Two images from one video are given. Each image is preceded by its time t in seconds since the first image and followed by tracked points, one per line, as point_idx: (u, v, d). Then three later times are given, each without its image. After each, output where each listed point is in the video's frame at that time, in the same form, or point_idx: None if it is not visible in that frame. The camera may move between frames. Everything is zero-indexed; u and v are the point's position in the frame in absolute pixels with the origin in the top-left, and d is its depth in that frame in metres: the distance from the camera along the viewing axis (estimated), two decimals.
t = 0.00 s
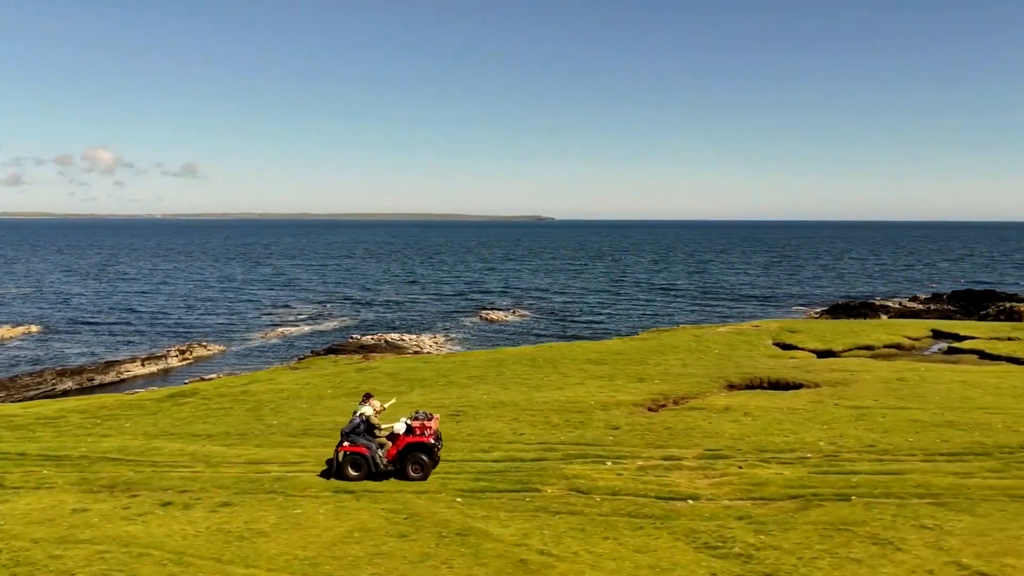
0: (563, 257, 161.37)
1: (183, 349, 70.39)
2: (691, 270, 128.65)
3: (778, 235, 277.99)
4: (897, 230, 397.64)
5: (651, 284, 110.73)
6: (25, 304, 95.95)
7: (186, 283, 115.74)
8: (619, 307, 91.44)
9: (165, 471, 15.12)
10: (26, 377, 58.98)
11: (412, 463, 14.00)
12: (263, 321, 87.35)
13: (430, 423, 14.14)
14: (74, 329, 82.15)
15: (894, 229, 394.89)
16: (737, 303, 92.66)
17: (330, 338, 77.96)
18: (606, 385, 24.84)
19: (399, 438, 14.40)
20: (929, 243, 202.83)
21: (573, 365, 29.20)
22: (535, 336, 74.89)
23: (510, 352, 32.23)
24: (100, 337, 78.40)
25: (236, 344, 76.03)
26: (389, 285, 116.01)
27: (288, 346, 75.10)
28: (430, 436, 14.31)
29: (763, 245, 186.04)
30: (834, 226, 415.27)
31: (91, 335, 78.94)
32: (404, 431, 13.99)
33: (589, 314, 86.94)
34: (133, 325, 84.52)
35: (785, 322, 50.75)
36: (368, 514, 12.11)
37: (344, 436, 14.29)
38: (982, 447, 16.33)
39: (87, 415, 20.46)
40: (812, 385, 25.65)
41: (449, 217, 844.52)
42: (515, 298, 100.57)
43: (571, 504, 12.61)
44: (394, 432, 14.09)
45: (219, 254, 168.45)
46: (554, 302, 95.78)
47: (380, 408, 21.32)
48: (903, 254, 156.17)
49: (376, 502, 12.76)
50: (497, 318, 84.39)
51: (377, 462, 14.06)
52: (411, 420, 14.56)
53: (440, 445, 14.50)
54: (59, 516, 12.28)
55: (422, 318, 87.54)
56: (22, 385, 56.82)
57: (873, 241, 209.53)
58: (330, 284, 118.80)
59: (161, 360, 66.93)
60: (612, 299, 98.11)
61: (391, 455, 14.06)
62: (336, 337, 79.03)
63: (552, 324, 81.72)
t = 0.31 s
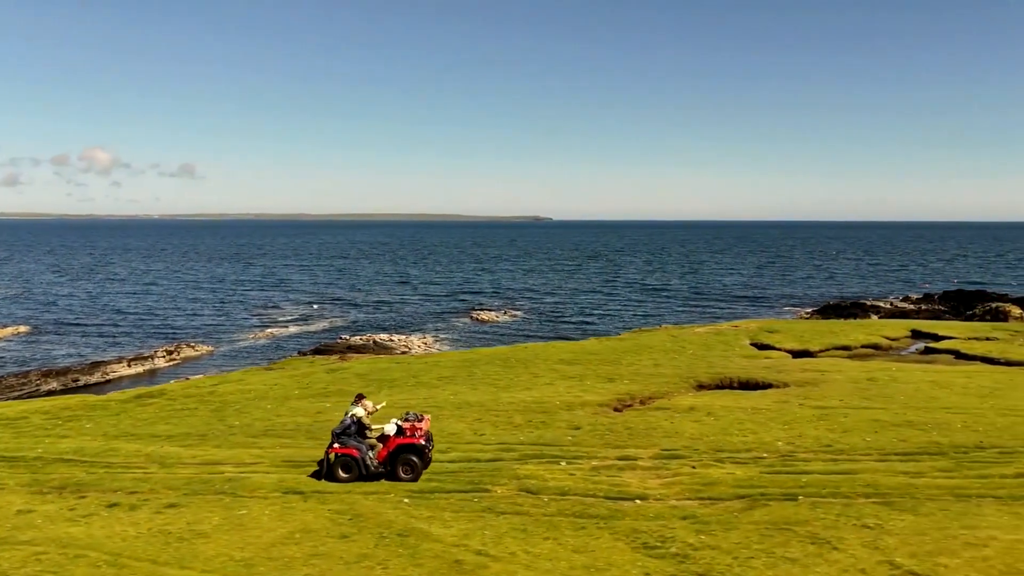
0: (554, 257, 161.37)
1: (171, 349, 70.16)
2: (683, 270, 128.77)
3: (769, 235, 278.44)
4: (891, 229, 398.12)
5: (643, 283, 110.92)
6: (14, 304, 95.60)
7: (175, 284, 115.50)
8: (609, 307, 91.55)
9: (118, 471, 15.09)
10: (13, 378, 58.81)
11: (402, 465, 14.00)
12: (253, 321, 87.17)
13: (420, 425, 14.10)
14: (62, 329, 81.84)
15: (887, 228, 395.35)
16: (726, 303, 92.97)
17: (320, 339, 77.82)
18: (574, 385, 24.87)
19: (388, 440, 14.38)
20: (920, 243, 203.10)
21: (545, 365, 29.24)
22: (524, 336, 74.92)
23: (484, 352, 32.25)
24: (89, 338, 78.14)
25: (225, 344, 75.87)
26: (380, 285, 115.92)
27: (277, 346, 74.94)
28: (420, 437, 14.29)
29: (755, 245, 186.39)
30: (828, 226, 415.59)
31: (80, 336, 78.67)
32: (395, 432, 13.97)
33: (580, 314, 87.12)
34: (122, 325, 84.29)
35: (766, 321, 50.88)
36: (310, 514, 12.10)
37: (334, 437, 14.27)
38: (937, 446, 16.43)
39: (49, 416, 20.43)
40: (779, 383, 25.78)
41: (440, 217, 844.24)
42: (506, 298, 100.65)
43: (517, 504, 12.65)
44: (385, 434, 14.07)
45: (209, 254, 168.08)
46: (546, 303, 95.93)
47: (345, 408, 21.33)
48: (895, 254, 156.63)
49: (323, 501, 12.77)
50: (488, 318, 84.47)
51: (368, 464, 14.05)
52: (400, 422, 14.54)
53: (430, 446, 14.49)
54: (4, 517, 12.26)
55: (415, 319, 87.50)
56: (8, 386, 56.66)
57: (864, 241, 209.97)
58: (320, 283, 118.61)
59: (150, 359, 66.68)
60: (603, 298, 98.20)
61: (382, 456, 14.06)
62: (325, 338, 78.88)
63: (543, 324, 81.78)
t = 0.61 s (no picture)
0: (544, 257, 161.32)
1: (159, 350, 69.87)
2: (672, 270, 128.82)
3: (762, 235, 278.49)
4: (885, 229, 398.51)
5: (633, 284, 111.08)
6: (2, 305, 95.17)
7: (164, 284, 115.12)
8: (599, 307, 91.64)
9: (76, 472, 15.05)
10: None
11: (393, 465, 13.95)
12: (243, 321, 86.94)
13: (411, 423, 14.02)
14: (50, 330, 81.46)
15: (882, 228, 395.68)
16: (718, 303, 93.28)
17: (309, 339, 77.64)
18: (546, 385, 24.88)
19: (379, 440, 14.36)
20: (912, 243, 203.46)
21: (520, 365, 29.26)
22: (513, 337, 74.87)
23: (461, 352, 32.23)
24: (77, 338, 77.84)
25: (214, 345, 75.63)
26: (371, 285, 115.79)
27: (266, 347, 74.70)
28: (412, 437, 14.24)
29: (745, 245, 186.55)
30: (823, 226, 415.83)
31: (67, 337, 78.35)
32: (386, 432, 13.93)
33: (571, 315, 87.21)
34: (111, 326, 84.00)
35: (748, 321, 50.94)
36: (262, 514, 12.09)
37: (324, 437, 14.24)
38: (897, 446, 16.48)
39: (15, 416, 20.38)
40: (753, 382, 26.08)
41: (433, 217, 843.39)
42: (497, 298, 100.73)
43: (470, 503, 12.64)
44: (376, 433, 14.02)
45: (198, 254, 167.59)
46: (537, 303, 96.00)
47: (314, 407, 21.32)
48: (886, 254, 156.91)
49: (276, 502, 12.76)
50: (479, 318, 84.42)
51: (358, 464, 14.01)
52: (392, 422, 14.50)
53: (421, 446, 14.43)
54: None
55: (405, 319, 87.44)
56: None
57: (857, 241, 210.17)
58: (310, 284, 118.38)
59: (138, 360, 66.41)
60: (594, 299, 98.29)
61: (372, 456, 14.05)
62: (315, 338, 78.68)
63: (533, 324, 81.81)
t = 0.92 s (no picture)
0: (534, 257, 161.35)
1: (146, 350, 69.65)
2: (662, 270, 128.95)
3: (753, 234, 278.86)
4: (877, 228, 398.80)
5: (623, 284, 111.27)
6: None
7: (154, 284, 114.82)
8: (589, 307, 91.77)
9: (34, 472, 15.03)
10: None
11: (382, 465, 13.93)
12: (233, 321, 86.78)
13: (399, 424, 13.96)
14: (37, 330, 81.15)
15: (873, 229, 396.65)
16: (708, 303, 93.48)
17: (299, 339, 77.51)
18: (518, 385, 24.88)
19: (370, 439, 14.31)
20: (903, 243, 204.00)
21: (495, 365, 29.26)
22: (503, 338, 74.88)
23: (437, 352, 32.21)
24: (64, 338, 77.58)
25: (202, 345, 75.46)
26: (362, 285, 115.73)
27: (255, 347, 74.55)
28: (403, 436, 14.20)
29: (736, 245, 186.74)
30: (815, 226, 416.25)
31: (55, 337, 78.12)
32: (375, 432, 13.90)
33: (561, 315, 87.30)
34: (99, 326, 83.71)
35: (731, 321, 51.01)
36: (212, 514, 12.10)
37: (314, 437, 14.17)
38: (858, 444, 16.55)
39: None
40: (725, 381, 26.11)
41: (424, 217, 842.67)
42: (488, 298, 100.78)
43: (423, 503, 12.64)
44: (365, 433, 13.99)
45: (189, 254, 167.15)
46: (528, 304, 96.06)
47: (282, 408, 21.33)
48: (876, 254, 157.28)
49: (230, 502, 12.76)
50: (470, 318, 84.42)
51: (348, 464, 13.96)
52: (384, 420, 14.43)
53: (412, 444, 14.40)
54: None
55: (396, 319, 87.43)
56: None
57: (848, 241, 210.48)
58: (300, 284, 118.24)
59: (126, 360, 66.19)
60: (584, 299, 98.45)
61: (361, 456, 14.00)
62: (304, 338, 78.56)
63: (524, 324, 81.85)
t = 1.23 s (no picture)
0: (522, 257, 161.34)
1: (132, 351, 69.44)
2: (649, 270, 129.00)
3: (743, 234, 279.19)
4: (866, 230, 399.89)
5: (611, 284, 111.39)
6: None
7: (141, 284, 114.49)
8: (577, 307, 91.87)
9: None
10: None
11: (369, 465, 13.89)
12: (220, 322, 86.61)
13: (387, 425, 13.93)
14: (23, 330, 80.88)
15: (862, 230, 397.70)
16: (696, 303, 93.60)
17: (286, 339, 77.40)
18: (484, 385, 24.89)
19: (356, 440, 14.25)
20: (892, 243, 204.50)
21: (464, 365, 29.27)
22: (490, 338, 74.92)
23: (409, 352, 32.20)
24: (49, 339, 77.32)
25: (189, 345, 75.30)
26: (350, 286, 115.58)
27: (241, 347, 74.42)
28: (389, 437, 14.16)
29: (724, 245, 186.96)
30: (804, 227, 417.12)
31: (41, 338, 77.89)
32: (362, 433, 13.85)
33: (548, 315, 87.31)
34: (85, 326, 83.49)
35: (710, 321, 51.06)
36: (154, 515, 12.07)
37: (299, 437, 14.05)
38: (813, 444, 16.59)
39: None
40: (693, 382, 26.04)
41: (414, 217, 841.58)
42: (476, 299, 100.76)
43: (369, 503, 12.64)
44: (352, 434, 13.95)
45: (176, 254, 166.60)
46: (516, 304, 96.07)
47: (245, 408, 21.33)
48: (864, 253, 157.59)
49: (174, 502, 12.74)
50: (459, 318, 84.41)
51: (335, 465, 13.87)
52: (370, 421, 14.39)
53: (399, 445, 14.37)
54: None
55: (384, 319, 87.39)
56: None
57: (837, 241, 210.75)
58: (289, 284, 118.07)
59: (111, 360, 66.01)
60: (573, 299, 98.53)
61: (348, 457, 13.93)
62: (291, 339, 78.43)
63: (512, 324, 81.87)
